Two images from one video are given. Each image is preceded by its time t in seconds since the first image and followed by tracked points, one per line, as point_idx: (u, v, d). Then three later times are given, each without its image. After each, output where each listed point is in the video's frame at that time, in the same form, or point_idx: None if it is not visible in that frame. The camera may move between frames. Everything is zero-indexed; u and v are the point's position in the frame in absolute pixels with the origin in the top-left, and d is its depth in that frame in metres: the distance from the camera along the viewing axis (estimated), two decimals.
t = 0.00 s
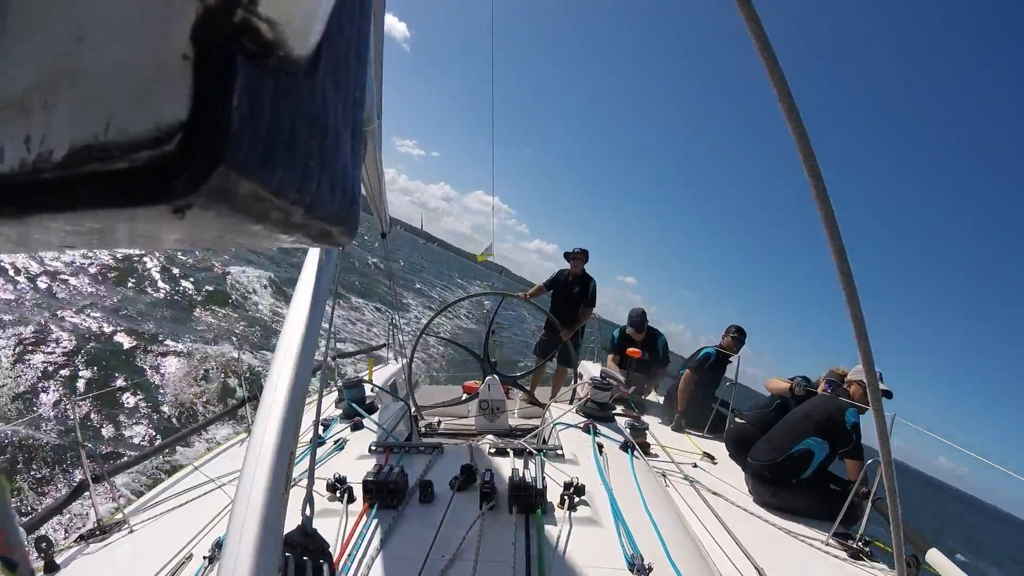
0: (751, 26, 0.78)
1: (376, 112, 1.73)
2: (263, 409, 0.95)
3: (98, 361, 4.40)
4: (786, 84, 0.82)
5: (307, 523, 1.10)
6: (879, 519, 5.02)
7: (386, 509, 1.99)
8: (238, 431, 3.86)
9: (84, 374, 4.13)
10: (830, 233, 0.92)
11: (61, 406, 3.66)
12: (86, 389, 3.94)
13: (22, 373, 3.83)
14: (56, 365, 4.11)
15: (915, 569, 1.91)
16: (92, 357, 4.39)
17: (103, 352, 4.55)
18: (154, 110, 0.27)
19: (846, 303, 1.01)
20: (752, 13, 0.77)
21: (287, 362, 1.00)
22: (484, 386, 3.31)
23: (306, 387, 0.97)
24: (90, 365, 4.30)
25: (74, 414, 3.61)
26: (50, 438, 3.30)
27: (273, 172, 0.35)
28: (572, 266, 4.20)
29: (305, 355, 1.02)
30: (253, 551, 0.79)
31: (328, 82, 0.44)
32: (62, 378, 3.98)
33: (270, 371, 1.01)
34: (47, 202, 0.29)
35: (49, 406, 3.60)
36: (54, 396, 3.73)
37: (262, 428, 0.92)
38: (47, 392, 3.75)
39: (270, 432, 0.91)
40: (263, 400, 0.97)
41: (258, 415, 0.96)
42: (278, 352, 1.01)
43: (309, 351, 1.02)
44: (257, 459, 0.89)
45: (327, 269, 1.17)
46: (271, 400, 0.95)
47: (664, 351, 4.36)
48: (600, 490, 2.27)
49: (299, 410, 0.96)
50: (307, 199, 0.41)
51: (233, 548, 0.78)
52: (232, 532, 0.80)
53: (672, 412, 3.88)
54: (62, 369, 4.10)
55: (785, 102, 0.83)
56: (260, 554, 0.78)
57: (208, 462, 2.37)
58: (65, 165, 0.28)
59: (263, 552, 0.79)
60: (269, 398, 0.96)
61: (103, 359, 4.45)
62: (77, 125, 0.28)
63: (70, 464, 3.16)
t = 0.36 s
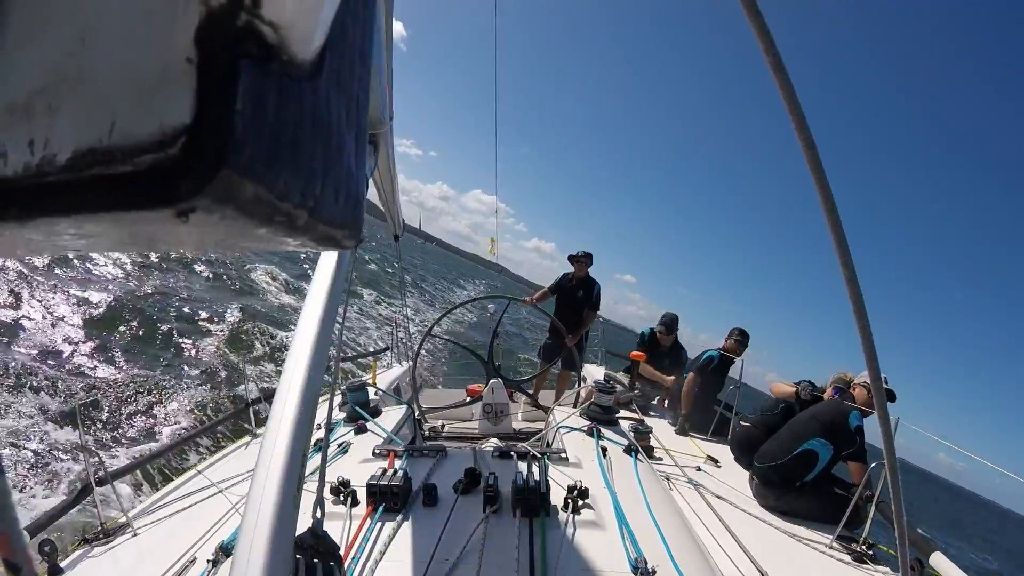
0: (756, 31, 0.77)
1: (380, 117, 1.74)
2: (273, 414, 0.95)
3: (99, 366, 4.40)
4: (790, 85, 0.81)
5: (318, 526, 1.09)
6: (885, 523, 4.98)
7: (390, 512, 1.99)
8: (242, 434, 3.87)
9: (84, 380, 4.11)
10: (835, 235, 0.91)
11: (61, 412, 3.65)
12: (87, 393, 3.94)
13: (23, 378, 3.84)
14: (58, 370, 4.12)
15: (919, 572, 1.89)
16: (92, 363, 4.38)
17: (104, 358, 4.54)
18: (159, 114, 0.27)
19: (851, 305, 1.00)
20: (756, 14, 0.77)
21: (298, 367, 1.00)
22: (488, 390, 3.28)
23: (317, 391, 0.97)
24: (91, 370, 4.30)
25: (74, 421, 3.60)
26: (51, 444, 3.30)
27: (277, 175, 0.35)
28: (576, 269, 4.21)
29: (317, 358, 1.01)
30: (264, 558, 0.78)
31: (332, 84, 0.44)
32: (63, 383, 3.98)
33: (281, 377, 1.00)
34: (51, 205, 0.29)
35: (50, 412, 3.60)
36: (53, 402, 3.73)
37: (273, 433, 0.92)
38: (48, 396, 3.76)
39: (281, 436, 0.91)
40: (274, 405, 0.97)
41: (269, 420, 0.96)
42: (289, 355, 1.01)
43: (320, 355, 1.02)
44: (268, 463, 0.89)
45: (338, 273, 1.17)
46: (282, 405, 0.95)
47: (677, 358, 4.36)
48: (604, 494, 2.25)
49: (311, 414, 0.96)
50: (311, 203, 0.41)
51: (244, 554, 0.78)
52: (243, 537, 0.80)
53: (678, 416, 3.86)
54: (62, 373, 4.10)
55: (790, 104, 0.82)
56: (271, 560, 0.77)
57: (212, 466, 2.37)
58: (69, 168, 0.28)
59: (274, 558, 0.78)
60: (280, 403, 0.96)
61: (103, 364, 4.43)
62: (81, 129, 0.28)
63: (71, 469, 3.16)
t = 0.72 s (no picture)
0: (757, 33, 0.77)
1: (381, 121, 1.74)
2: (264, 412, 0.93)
3: (102, 368, 4.41)
4: (791, 85, 0.81)
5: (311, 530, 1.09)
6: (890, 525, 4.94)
7: (393, 514, 1.99)
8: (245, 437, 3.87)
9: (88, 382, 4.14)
10: (836, 237, 0.91)
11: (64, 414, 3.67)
12: (90, 396, 3.95)
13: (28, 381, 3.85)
14: (61, 373, 4.13)
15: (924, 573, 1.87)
16: (95, 364, 4.40)
17: (108, 359, 4.56)
18: (164, 117, 0.27)
19: (852, 305, 0.99)
20: (755, 15, 0.76)
21: (291, 364, 0.97)
22: (493, 392, 3.30)
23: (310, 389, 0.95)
24: (96, 372, 4.32)
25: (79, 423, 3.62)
26: (54, 445, 3.30)
27: (281, 178, 0.35)
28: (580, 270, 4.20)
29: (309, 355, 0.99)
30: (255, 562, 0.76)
31: (337, 87, 0.44)
32: (68, 385, 4.00)
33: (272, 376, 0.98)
34: (54, 208, 0.29)
35: (53, 415, 3.61)
36: (56, 405, 3.73)
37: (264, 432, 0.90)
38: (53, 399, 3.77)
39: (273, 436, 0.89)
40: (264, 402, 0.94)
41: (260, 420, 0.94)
42: (281, 352, 0.99)
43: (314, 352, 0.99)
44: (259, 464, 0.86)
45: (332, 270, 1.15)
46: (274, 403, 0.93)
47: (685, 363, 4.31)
48: (608, 496, 2.25)
49: (303, 413, 0.94)
50: (314, 206, 0.41)
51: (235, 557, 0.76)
52: (234, 540, 0.78)
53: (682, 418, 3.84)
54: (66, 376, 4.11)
55: (790, 105, 0.82)
56: (263, 563, 0.76)
57: (214, 468, 2.37)
58: (73, 171, 0.28)
59: (265, 561, 0.76)
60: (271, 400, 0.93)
61: (107, 366, 4.45)
62: (85, 133, 0.28)
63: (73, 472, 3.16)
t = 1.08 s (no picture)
0: (756, 29, 0.77)
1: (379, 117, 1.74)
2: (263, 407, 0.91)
3: (95, 364, 4.37)
4: (791, 81, 0.80)
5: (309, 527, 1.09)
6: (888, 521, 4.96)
7: (393, 509, 2.00)
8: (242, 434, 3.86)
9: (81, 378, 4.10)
10: (835, 233, 0.91)
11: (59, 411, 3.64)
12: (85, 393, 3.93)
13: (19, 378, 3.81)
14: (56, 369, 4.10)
15: (923, 570, 1.87)
16: (89, 361, 4.36)
17: (101, 356, 4.52)
18: (163, 114, 0.27)
19: (852, 301, 0.98)
20: (755, 9, 0.76)
21: (289, 359, 0.95)
22: (492, 388, 3.31)
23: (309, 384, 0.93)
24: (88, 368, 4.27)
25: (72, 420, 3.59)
26: (48, 442, 3.28)
27: (281, 175, 0.35)
28: (586, 268, 4.20)
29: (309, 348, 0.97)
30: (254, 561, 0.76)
31: (337, 84, 0.44)
32: (60, 381, 3.96)
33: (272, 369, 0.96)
34: (54, 204, 0.29)
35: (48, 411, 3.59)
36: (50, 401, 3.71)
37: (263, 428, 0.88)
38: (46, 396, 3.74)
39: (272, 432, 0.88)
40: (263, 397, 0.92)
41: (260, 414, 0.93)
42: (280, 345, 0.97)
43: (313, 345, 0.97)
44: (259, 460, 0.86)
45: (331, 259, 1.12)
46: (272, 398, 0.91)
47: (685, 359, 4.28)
48: (607, 492, 2.25)
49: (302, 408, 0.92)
50: (315, 203, 0.41)
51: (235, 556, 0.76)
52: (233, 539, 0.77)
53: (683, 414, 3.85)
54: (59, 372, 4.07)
55: (790, 101, 0.81)
56: (262, 562, 0.76)
57: (214, 464, 2.37)
58: (73, 167, 0.28)
59: (264, 560, 0.76)
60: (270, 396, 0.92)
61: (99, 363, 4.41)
62: (85, 131, 0.28)
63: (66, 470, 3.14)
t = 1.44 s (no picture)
0: (754, 29, 0.77)
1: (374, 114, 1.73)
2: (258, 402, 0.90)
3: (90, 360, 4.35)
4: (789, 82, 0.81)
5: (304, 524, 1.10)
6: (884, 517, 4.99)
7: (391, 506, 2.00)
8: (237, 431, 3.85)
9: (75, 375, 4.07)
10: (832, 232, 0.91)
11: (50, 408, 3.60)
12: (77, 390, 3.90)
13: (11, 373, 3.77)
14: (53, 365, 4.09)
15: (919, 567, 1.89)
16: (85, 356, 4.35)
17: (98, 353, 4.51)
18: (162, 113, 0.27)
19: (850, 301, 0.98)
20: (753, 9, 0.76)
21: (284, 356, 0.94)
22: (489, 385, 3.32)
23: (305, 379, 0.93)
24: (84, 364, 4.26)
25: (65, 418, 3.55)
26: (39, 440, 3.24)
27: (278, 173, 0.35)
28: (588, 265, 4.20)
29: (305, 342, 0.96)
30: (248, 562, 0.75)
31: (334, 82, 0.44)
32: (54, 377, 3.94)
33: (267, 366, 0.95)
34: (53, 202, 0.29)
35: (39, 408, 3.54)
36: (42, 398, 3.68)
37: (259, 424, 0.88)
38: (36, 392, 3.70)
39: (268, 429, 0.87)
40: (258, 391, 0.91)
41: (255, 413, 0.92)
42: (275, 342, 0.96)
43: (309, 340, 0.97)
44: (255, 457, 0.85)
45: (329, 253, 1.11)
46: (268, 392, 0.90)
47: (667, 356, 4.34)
48: (604, 489, 2.26)
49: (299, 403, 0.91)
50: (312, 201, 0.41)
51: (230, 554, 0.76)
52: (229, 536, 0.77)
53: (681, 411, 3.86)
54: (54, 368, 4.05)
55: (787, 102, 0.82)
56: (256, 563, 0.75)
57: (211, 461, 2.37)
58: (71, 165, 0.28)
59: (259, 560, 0.76)
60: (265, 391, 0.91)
61: (95, 359, 4.40)
62: (84, 128, 0.28)
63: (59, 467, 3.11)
